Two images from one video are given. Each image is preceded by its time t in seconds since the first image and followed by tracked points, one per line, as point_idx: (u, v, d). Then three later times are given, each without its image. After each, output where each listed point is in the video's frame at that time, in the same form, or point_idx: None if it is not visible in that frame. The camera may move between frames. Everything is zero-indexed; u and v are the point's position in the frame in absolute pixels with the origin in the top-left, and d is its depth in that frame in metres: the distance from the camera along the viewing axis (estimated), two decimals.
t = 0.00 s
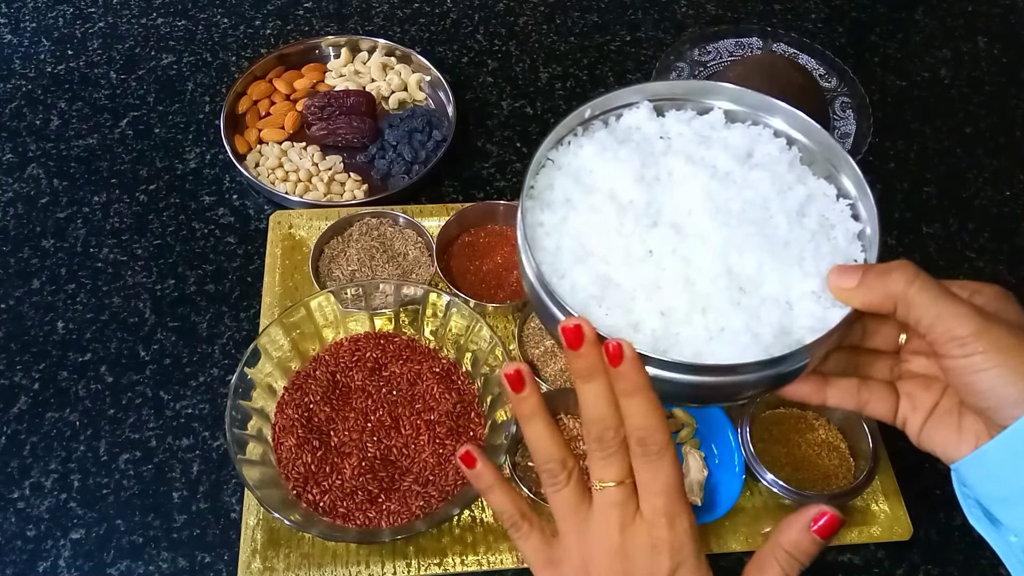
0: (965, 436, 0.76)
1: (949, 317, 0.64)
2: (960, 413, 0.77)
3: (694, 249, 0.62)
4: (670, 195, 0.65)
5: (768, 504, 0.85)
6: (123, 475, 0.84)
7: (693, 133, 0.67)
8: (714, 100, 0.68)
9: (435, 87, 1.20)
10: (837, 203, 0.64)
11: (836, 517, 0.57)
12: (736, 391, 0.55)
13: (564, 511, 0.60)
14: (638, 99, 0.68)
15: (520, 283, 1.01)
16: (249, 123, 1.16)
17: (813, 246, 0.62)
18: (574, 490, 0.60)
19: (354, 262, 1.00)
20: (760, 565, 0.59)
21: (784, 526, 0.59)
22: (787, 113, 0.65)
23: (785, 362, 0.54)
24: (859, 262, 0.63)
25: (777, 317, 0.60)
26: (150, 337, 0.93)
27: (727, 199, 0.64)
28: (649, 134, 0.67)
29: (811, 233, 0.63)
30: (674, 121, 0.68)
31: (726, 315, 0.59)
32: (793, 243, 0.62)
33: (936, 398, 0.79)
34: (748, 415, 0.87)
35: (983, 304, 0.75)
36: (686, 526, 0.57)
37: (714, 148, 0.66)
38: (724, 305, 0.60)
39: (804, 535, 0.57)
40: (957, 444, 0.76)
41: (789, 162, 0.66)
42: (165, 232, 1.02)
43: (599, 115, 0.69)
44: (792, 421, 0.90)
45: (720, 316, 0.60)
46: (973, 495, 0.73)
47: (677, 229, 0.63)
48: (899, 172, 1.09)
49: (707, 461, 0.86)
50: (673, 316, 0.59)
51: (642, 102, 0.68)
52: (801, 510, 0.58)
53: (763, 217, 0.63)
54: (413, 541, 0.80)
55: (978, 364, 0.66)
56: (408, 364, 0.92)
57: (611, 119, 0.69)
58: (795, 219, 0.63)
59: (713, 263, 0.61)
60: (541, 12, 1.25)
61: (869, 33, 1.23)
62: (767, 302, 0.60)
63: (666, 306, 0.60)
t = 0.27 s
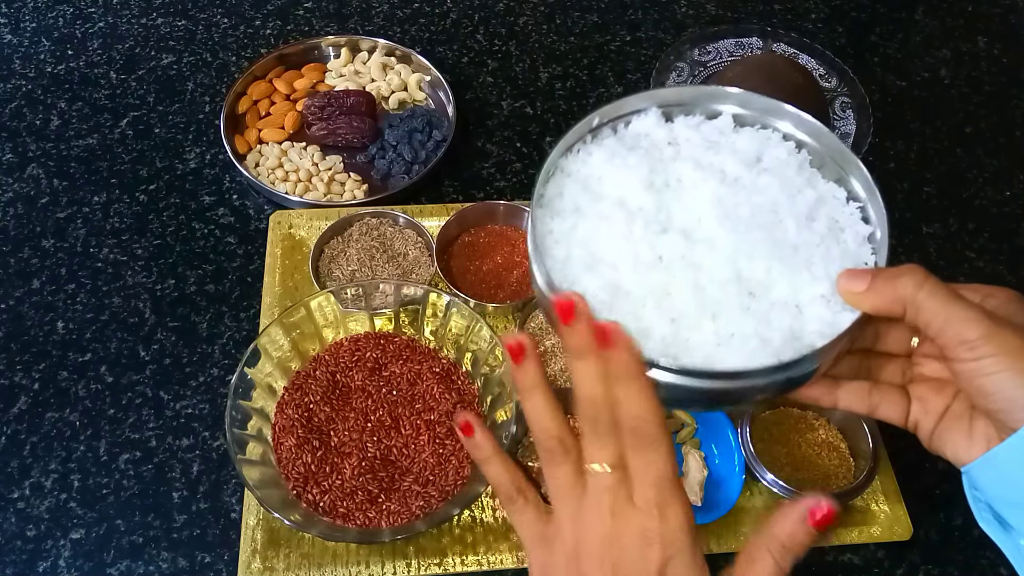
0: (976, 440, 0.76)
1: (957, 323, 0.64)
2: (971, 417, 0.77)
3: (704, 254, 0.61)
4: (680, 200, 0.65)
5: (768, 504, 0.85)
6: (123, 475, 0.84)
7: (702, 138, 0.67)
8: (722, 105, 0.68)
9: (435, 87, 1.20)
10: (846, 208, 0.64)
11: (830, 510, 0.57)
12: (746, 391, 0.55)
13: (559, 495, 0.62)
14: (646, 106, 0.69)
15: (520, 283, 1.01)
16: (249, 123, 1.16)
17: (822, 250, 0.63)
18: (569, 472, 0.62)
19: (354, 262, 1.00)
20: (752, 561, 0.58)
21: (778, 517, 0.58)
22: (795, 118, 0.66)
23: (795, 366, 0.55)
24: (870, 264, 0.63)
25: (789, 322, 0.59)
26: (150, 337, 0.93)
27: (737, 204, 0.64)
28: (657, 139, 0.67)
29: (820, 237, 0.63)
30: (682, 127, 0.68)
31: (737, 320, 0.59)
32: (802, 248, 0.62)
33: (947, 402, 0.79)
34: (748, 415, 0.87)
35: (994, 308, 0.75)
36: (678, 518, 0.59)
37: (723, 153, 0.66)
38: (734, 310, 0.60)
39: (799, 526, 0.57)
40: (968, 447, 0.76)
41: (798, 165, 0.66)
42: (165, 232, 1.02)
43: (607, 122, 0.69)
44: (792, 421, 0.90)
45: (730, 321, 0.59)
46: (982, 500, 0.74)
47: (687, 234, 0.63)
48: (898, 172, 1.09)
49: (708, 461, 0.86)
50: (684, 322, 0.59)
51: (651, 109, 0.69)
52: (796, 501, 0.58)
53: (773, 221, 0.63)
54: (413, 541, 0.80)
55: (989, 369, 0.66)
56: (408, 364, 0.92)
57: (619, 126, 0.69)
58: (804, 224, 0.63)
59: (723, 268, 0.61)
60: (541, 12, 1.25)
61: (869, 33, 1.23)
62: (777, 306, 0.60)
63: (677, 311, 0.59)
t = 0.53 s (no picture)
0: (979, 460, 0.75)
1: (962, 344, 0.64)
2: (973, 436, 0.77)
3: (699, 275, 0.62)
4: (674, 220, 0.65)
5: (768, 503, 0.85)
6: (123, 475, 0.84)
7: (695, 156, 0.67)
8: (713, 122, 0.68)
9: (435, 87, 1.20)
10: (842, 224, 0.64)
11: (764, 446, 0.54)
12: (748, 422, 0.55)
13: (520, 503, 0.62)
14: (638, 125, 0.69)
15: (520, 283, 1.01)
16: (249, 123, 1.16)
17: (820, 268, 0.62)
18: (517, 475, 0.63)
19: (354, 262, 1.00)
20: (711, 521, 0.56)
21: (722, 473, 0.56)
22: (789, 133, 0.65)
23: (795, 391, 0.54)
24: (868, 282, 0.63)
25: (788, 343, 0.60)
26: (150, 337, 0.93)
27: (733, 224, 0.64)
28: (650, 159, 0.68)
29: (817, 255, 0.63)
30: (675, 145, 0.68)
31: (736, 342, 0.59)
32: (800, 266, 0.62)
33: (949, 421, 0.79)
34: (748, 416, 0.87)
35: (995, 325, 0.75)
36: (624, 500, 0.57)
37: (716, 172, 0.66)
38: (732, 332, 0.60)
39: (743, 475, 0.54)
40: (971, 467, 0.76)
41: (792, 182, 0.66)
42: (166, 232, 1.02)
43: (599, 141, 0.69)
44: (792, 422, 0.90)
45: (730, 343, 0.59)
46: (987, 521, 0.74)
47: (683, 256, 0.63)
48: (898, 171, 1.09)
49: (708, 460, 0.86)
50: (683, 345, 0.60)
51: (643, 128, 0.68)
52: (733, 450, 0.55)
53: (770, 241, 0.63)
54: (413, 541, 0.80)
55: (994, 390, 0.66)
56: (408, 364, 0.92)
57: (612, 145, 0.69)
58: (801, 242, 0.63)
59: (719, 289, 0.61)
60: (541, 12, 1.25)
61: (869, 33, 1.23)
62: (776, 327, 0.60)
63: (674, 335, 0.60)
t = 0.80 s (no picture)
0: (981, 446, 0.76)
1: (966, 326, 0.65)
2: (974, 421, 0.77)
3: (696, 252, 0.62)
4: (670, 198, 0.65)
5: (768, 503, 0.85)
6: (123, 475, 0.84)
7: (692, 133, 0.67)
8: (710, 98, 0.68)
9: (435, 87, 1.20)
10: (841, 203, 0.64)
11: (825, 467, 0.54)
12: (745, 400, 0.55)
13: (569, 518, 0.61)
14: (634, 100, 0.68)
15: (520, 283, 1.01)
16: (249, 123, 1.16)
17: (819, 247, 0.62)
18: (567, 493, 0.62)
19: (354, 262, 0.99)
20: (766, 538, 0.54)
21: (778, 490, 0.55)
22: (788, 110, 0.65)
23: (794, 372, 0.54)
24: (868, 262, 0.63)
25: (786, 321, 0.60)
26: (150, 337, 0.93)
27: (729, 202, 0.64)
28: (646, 134, 0.68)
29: (816, 234, 0.63)
30: (671, 120, 0.68)
31: (734, 319, 0.60)
32: (799, 245, 0.62)
33: (949, 405, 0.79)
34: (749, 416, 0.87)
35: (999, 307, 0.74)
36: (687, 524, 0.54)
37: (714, 148, 0.66)
38: (730, 311, 0.60)
39: (802, 493, 0.53)
40: (973, 454, 0.76)
41: (789, 161, 0.66)
42: (166, 232, 1.02)
43: (594, 115, 0.69)
44: (793, 421, 0.90)
45: (727, 321, 0.59)
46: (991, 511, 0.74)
47: (680, 233, 0.63)
48: (898, 172, 1.09)
49: (707, 461, 0.86)
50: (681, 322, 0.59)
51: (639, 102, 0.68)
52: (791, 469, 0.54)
53: (768, 219, 0.64)
54: (413, 541, 0.80)
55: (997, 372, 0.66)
56: (408, 364, 0.92)
57: (606, 119, 0.69)
58: (799, 221, 0.64)
59: (716, 266, 0.61)
60: (541, 12, 1.25)
61: (869, 33, 1.23)
62: (774, 306, 0.60)
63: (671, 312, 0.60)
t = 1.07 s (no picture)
0: (973, 457, 0.75)
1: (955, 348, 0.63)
2: (966, 432, 0.76)
3: (683, 272, 0.60)
4: (657, 216, 0.64)
5: (768, 503, 0.85)
6: (123, 475, 0.84)
7: (677, 150, 0.66)
8: (694, 114, 0.68)
9: (435, 87, 1.20)
10: (828, 217, 0.63)
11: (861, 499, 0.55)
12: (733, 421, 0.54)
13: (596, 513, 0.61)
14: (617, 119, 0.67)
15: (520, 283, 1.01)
16: (249, 123, 1.16)
17: (807, 263, 0.61)
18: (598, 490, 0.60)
19: (354, 262, 1.00)
20: (795, 557, 0.59)
21: (811, 514, 0.58)
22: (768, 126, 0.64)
23: (784, 390, 0.53)
24: (856, 277, 0.61)
25: (774, 340, 0.58)
26: (150, 337, 0.93)
27: (717, 219, 0.63)
28: (630, 152, 0.66)
29: (804, 250, 0.61)
30: (656, 138, 0.67)
31: (720, 339, 0.58)
32: (787, 262, 0.61)
33: (940, 416, 0.78)
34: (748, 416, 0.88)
35: (986, 318, 0.75)
36: (710, 521, 0.57)
37: (699, 165, 0.65)
38: (717, 331, 0.58)
39: (832, 522, 0.56)
40: (966, 464, 0.75)
41: (776, 175, 0.65)
42: (166, 232, 1.02)
43: (579, 136, 0.68)
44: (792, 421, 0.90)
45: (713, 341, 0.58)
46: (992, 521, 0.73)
47: (665, 251, 0.61)
48: (898, 172, 1.09)
49: (707, 460, 0.86)
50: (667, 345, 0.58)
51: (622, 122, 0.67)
52: (826, 496, 0.56)
53: (757, 235, 0.62)
54: (413, 541, 0.80)
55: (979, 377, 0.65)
56: (408, 364, 0.92)
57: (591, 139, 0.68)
58: (786, 237, 0.62)
59: (703, 286, 0.59)
60: (541, 12, 1.25)
61: (869, 33, 1.23)
62: (763, 325, 0.59)
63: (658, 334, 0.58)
